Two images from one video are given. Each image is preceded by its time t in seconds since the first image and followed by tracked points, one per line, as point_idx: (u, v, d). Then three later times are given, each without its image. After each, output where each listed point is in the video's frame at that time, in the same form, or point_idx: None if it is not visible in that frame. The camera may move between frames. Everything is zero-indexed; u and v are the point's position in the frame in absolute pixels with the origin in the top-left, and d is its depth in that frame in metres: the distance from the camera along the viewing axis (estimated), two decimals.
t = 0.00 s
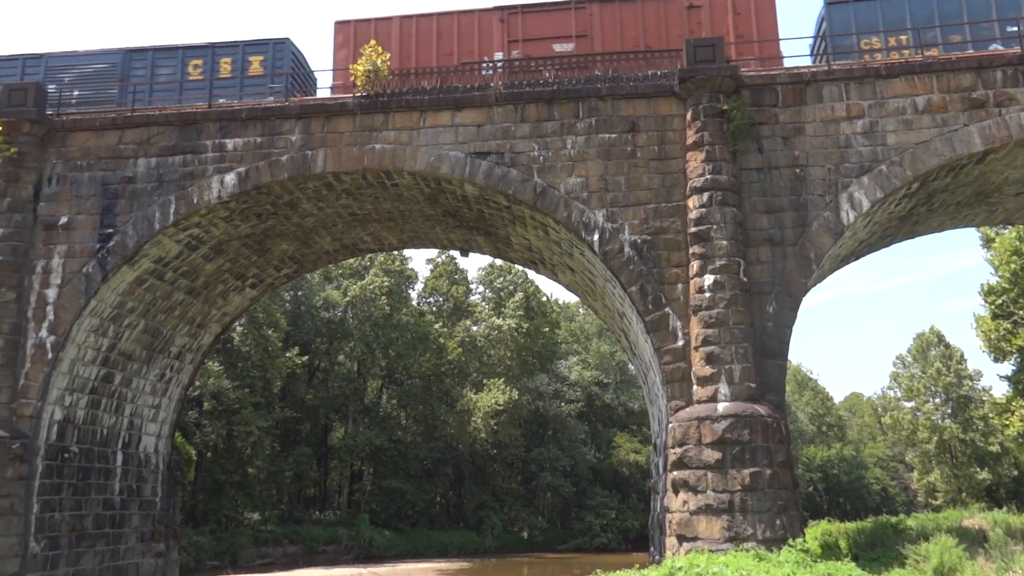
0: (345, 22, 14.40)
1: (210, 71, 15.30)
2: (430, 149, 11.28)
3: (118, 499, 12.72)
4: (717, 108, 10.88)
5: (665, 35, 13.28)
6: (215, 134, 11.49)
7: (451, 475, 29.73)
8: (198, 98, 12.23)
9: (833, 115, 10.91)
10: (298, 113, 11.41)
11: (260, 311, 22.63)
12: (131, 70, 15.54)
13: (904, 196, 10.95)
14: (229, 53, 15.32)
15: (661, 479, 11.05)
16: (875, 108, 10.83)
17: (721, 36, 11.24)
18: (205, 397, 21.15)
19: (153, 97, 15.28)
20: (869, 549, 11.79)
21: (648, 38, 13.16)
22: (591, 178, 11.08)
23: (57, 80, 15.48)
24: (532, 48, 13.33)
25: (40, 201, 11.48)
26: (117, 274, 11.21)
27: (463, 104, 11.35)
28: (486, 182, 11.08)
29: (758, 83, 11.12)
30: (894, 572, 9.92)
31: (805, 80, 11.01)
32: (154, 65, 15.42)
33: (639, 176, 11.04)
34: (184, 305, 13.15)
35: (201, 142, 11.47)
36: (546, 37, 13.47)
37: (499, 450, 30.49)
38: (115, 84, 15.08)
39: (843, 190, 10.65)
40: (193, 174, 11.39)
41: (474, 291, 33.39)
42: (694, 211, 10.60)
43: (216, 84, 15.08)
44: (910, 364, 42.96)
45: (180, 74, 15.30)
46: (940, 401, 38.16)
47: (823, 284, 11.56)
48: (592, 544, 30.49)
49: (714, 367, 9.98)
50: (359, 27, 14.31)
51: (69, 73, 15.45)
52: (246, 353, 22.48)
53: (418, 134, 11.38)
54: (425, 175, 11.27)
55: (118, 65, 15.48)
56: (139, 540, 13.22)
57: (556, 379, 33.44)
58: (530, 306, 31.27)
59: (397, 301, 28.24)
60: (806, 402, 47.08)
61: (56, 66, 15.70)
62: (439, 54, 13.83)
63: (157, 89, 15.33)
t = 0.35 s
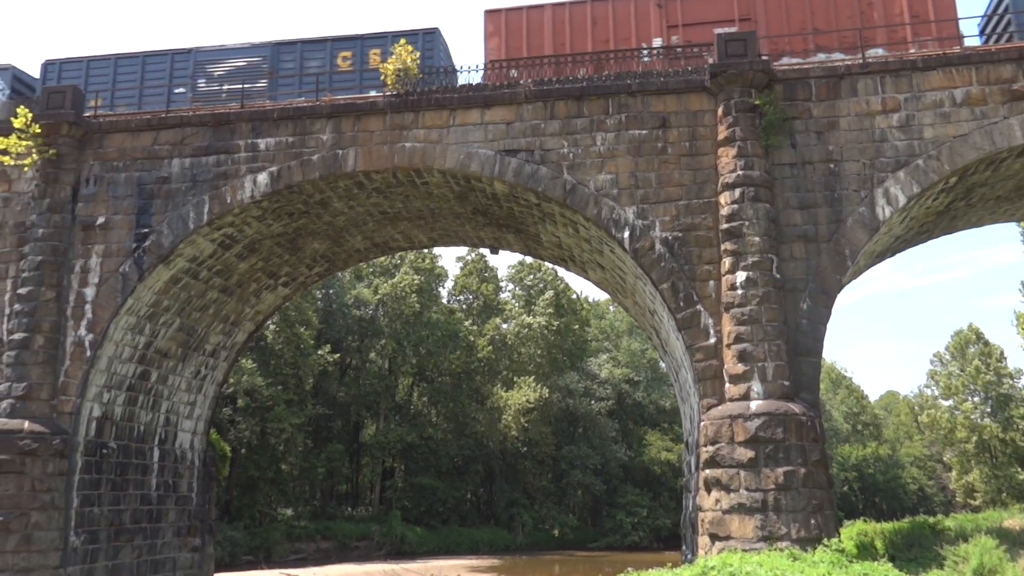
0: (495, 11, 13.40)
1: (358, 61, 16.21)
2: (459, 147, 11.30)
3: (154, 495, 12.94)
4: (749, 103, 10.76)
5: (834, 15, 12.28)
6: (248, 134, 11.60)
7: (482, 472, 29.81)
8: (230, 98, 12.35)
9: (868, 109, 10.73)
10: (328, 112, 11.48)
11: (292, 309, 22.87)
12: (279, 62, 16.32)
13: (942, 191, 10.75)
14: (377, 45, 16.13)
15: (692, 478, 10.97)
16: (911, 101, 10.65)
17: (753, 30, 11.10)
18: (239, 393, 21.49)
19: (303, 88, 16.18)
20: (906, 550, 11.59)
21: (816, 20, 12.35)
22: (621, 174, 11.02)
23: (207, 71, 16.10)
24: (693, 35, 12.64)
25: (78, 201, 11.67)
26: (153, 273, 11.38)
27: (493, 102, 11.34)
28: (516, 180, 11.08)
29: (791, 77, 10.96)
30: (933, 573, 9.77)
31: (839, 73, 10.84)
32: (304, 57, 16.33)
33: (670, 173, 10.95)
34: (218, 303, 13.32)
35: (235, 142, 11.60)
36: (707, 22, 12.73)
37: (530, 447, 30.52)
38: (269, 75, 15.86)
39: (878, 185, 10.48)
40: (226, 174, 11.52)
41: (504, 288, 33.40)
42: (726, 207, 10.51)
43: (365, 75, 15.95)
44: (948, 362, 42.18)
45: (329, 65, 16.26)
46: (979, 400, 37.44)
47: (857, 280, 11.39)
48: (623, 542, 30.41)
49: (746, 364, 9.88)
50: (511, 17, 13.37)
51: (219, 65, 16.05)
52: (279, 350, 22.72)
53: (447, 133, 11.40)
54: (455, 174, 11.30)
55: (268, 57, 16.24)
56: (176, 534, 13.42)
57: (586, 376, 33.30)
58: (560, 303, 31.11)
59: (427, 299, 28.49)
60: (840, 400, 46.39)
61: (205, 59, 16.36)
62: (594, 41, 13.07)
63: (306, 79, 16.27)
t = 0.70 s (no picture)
0: None
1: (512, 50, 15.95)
2: (491, 147, 11.32)
3: (193, 491, 13.15)
4: (784, 99, 10.64)
5: None
6: (283, 135, 11.73)
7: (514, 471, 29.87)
8: (265, 99, 12.48)
9: (906, 104, 10.56)
10: (362, 113, 11.56)
11: (326, 308, 23.12)
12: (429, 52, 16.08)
13: (984, 186, 10.53)
14: (531, 33, 15.95)
15: (727, 478, 10.88)
16: (952, 96, 10.46)
17: (788, 25, 10.97)
18: (275, 392, 21.89)
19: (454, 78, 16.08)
20: (948, 553, 11.40)
21: None
22: (654, 173, 10.96)
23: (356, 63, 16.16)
24: (871, 14, 12.21)
25: (118, 203, 11.90)
26: (191, 273, 11.56)
27: (525, 101, 11.34)
28: (548, 179, 11.07)
29: (827, 72, 10.81)
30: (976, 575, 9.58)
31: (877, 68, 10.67)
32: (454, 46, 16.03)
33: (704, 170, 10.87)
34: (255, 302, 13.50)
35: (270, 143, 11.74)
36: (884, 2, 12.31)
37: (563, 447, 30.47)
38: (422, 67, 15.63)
39: (917, 181, 10.32)
40: (262, 174, 11.67)
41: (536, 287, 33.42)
42: (761, 204, 10.40)
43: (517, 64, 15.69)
44: (988, 361, 41.41)
45: (480, 55, 15.96)
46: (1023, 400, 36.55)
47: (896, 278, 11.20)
48: (657, 543, 30.21)
49: (782, 364, 9.78)
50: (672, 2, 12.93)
51: (367, 56, 16.12)
52: (313, 349, 22.97)
53: (480, 132, 11.42)
54: (487, 173, 11.32)
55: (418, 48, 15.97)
56: (214, 531, 13.62)
57: (620, 375, 33.09)
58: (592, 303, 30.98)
59: (460, 299, 28.76)
60: (878, 399, 45.63)
61: (354, 51, 16.44)
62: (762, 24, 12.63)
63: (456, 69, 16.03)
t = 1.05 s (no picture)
0: None
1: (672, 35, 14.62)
2: (524, 147, 11.33)
3: (234, 491, 13.35)
4: (820, 93, 10.51)
5: None
6: (318, 139, 11.86)
7: (552, 471, 29.88)
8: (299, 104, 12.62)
9: (946, 95, 10.37)
10: (396, 115, 11.63)
11: (363, 310, 23.34)
12: (584, 41, 15.07)
13: None
14: (692, 15, 14.52)
15: (767, 477, 10.77)
16: (993, 86, 10.25)
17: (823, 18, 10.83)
18: (313, 393, 22.20)
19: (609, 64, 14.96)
20: (995, 553, 11.16)
21: None
22: (688, 170, 10.89)
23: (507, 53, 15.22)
24: None
25: (158, 209, 12.12)
26: (230, 277, 11.74)
27: (557, 100, 11.34)
28: (582, 178, 11.06)
29: (864, 65, 10.65)
30: None
31: (915, 59, 10.48)
32: (609, 33, 14.79)
33: (738, 166, 10.77)
34: (292, 305, 13.67)
35: (305, 147, 11.88)
36: None
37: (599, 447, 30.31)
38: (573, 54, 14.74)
39: (959, 173, 10.13)
40: (298, 178, 11.80)
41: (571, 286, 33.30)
42: (797, 200, 10.28)
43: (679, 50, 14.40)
44: None
45: (637, 41, 14.71)
46: None
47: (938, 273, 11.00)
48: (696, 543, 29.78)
49: (822, 361, 9.65)
50: None
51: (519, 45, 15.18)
52: (349, 351, 23.21)
53: (512, 133, 11.45)
54: (520, 173, 11.33)
55: (572, 36, 14.99)
56: (255, 530, 13.82)
57: (656, 374, 32.75)
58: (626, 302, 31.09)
59: (494, 298, 28.94)
60: (920, 398, 44.77)
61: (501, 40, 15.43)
62: None
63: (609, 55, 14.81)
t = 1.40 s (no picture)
0: None
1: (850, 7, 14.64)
2: (558, 145, 11.31)
3: (273, 488, 13.54)
4: (859, 87, 10.33)
5: None
6: (353, 139, 11.96)
7: (588, 469, 30.22)
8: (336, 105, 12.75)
9: (991, 87, 10.14)
10: (430, 115, 11.68)
11: (399, 309, 23.53)
12: (751, 18, 15.03)
13: None
14: None
15: (806, 477, 10.64)
16: None
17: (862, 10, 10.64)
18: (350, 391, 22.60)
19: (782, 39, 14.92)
20: None
21: None
22: (725, 166, 10.78)
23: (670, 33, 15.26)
24: None
25: (199, 209, 12.32)
26: (269, 276, 11.90)
27: (591, 98, 11.30)
28: (616, 175, 11.01)
29: (905, 57, 10.44)
30: None
31: (958, 51, 10.26)
32: (778, 11, 15.06)
33: (776, 162, 10.64)
34: (329, 304, 13.82)
35: (341, 147, 11.99)
36: None
37: (635, 446, 29.98)
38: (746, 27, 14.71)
39: (1004, 167, 9.90)
40: (334, 178, 11.91)
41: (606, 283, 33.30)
42: (837, 196, 10.13)
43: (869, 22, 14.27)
44: None
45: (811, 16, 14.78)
46: None
47: (984, 269, 10.75)
48: (734, 543, 29.55)
49: (863, 359, 9.50)
50: None
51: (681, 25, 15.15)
52: (385, 349, 23.40)
53: (546, 131, 11.43)
54: (555, 171, 11.32)
55: (739, 13, 14.96)
56: (294, 526, 14.01)
57: (692, 373, 32.50)
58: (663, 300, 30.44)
59: (529, 296, 28.92)
60: (965, 397, 43.84)
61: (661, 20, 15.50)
62: None
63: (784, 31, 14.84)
